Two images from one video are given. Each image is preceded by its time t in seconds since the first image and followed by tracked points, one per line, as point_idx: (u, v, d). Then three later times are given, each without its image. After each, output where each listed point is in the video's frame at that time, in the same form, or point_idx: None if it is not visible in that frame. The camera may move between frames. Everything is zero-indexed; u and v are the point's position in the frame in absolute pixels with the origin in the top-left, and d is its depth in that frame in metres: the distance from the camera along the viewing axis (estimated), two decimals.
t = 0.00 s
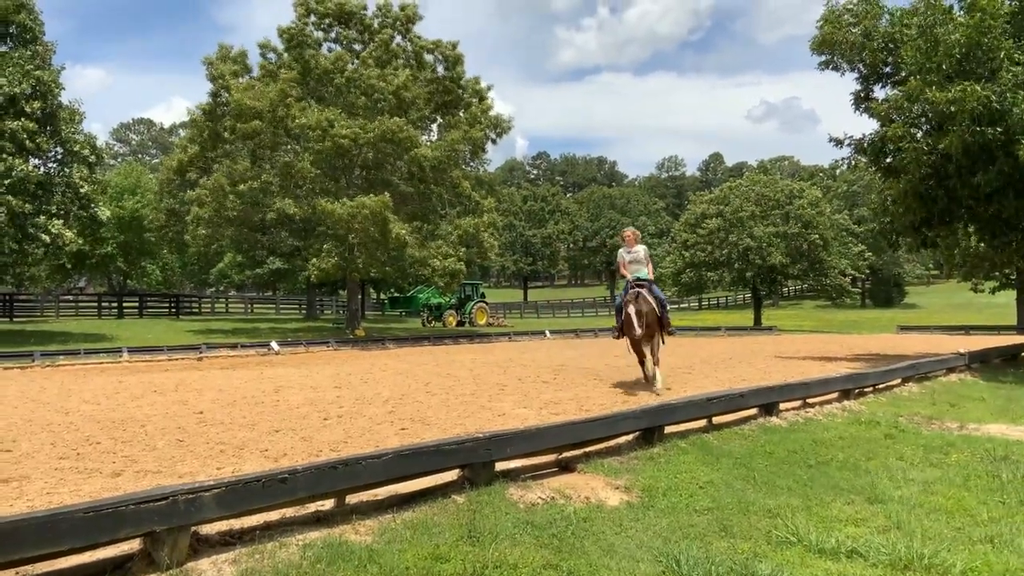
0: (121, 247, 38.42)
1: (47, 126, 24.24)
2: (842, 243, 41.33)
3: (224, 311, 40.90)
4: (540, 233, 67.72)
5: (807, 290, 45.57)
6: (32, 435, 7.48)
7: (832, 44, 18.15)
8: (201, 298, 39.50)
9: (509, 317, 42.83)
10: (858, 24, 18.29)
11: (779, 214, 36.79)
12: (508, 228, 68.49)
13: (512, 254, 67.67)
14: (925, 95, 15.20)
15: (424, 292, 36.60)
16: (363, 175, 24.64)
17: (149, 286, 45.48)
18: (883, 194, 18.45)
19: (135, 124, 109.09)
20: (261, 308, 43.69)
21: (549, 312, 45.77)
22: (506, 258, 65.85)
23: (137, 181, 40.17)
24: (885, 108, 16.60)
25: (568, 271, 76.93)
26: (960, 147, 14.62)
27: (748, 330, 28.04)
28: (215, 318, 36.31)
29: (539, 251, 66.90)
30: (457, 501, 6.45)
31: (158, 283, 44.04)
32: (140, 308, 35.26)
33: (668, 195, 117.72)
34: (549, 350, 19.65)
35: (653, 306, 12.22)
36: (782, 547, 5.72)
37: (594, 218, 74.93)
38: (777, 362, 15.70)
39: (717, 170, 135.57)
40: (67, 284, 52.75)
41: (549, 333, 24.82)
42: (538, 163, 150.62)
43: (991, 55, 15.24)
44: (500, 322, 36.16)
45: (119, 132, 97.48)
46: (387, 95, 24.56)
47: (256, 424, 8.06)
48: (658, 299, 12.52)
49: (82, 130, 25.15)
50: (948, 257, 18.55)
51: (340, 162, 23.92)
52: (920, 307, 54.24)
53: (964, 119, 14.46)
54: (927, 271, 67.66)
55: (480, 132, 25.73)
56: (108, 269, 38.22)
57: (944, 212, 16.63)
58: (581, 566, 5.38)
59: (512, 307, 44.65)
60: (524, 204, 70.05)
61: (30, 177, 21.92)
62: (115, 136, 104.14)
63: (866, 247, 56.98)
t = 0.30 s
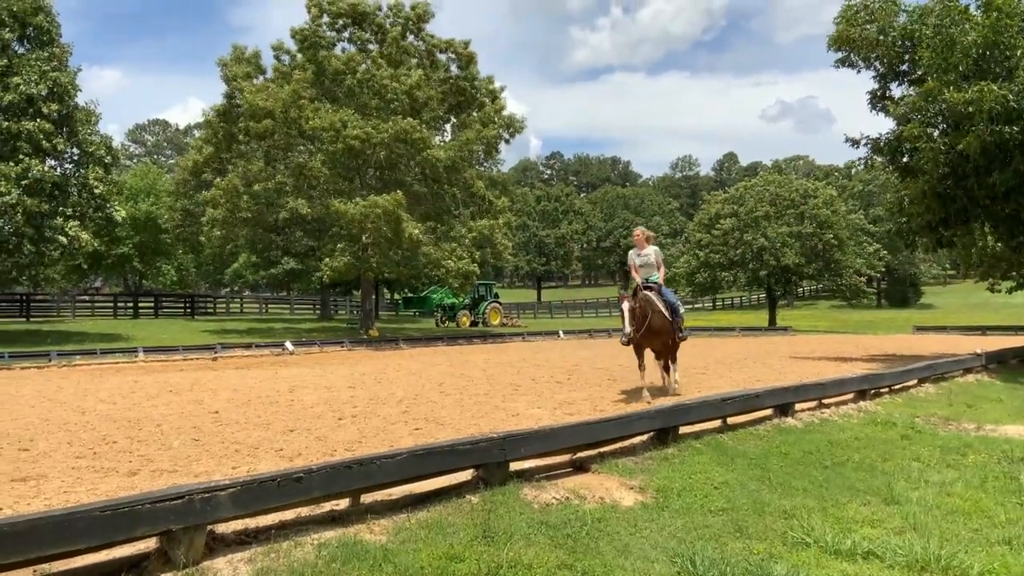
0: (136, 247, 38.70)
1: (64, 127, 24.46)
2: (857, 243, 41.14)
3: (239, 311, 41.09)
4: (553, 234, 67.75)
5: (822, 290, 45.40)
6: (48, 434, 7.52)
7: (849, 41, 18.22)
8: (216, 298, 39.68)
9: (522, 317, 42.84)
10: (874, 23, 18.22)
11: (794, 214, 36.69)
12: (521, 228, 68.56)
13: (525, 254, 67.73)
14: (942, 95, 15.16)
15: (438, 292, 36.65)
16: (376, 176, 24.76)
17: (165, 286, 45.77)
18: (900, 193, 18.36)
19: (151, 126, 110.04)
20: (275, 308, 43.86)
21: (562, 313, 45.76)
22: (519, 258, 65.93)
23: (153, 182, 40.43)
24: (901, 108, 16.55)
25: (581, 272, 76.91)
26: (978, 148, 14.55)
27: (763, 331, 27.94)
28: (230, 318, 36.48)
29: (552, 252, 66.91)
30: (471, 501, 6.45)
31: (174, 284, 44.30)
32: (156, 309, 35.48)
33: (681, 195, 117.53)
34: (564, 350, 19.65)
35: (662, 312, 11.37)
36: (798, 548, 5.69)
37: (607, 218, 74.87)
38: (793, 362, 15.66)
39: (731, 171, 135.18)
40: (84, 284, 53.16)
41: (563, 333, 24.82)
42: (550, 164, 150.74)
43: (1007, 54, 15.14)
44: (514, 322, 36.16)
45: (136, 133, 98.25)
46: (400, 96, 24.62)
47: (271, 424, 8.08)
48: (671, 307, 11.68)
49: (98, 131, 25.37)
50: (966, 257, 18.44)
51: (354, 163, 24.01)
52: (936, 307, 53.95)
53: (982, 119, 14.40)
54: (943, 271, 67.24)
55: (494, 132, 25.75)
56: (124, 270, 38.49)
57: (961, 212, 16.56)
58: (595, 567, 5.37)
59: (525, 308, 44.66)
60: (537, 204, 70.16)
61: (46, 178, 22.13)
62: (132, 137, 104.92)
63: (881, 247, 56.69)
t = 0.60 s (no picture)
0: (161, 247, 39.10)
1: (89, 128, 24.77)
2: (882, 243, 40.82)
3: (262, 311, 41.38)
4: (574, 233, 67.73)
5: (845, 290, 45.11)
6: (75, 433, 7.60)
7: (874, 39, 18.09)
8: (240, 298, 39.99)
9: (544, 317, 42.83)
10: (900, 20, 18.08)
11: (817, 213, 36.54)
12: (543, 227, 68.64)
13: (546, 254, 67.75)
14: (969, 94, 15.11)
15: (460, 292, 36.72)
16: (398, 177, 24.95)
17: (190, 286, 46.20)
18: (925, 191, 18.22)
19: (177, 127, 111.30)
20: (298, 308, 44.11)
21: (584, 312, 45.73)
22: (540, 258, 66.00)
23: (178, 182, 40.81)
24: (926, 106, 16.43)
25: (601, 271, 76.88)
26: (1006, 146, 14.44)
27: (787, 330, 27.81)
28: (254, 318, 36.73)
29: (573, 251, 66.89)
30: (494, 501, 6.45)
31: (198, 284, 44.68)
32: (180, 308, 35.81)
33: (703, 195, 117.12)
34: (587, 350, 19.64)
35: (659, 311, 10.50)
36: (823, 549, 5.65)
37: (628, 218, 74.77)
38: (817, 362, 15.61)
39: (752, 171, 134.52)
40: (111, 284, 53.75)
41: (585, 333, 24.81)
42: (569, 164, 150.79)
43: None
44: (536, 322, 36.16)
45: (160, 134, 99.16)
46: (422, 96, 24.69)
47: (295, 423, 8.12)
48: (674, 304, 10.78)
49: (123, 132, 25.74)
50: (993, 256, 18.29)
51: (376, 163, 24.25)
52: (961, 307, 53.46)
53: (1010, 118, 14.29)
54: (969, 270, 66.55)
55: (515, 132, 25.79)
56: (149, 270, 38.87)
57: (987, 210, 16.43)
58: (619, 567, 5.35)
59: (547, 307, 44.66)
60: (559, 204, 70.19)
61: (71, 179, 22.48)
62: (157, 138, 105.99)
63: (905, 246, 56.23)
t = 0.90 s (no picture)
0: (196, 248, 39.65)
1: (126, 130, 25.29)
2: (919, 242, 40.32)
3: (294, 311, 41.74)
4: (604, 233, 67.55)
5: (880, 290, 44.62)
6: (112, 431, 7.71)
7: (909, 36, 17.90)
8: (272, 298, 40.39)
9: (575, 317, 42.82)
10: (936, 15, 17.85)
11: (851, 212, 36.29)
12: (572, 227, 68.63)
13: (575, 255, 67.72)
14: (1005, 90, 15.02)
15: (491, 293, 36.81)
16: (428, 177, 25.36)
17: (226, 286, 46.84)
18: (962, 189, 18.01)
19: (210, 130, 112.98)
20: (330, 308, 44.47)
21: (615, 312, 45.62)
22: (569, 258, 65.99)
23: (213, 184, 41.38)
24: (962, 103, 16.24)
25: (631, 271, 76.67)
26: None
27: (821, 331, 27.54)
28: (287, 318, 37.03)
29: (604, 251, 66.78)
30: (528, 501, 6.44)
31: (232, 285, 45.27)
32: (213, 308, 36.22)
33: (734, 194, 116.30)
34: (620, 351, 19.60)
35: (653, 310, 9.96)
36: (859, 552, 5.58)
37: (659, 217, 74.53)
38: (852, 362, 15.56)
39: (784, 171, 133.34)
40: (147, 285, 54.54)
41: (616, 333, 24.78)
42: (596, 164, 150.62)
43: None
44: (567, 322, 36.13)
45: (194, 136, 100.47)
46: (454, 96, 24.83)
47: (328, 422, 8.17)
48: (676, 309, 10.22)
49: (158, 135, 26.38)
50: None
51: (407, 165, 24.79)
52: (999, 307, 52.73)
53: None
54: (1006, 269, 65.49)
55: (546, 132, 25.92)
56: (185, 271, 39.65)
57: None
58: (652, 567, 5.34)
59: (576, 307, 44.61)
60: (590, 205, 70.06)
61: (108, 181, 22.91)
62: (191, 140, 107.65)
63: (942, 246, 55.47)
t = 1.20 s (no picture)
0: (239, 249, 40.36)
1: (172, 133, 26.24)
2: (967, 239, 39.61)
3: (336, 311, 42.17)
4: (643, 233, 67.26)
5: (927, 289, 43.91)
6: (160, 429, 7.87)
7: (954, 32, 17.67)
8: (313, 299, 40.83)
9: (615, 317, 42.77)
10: (983, 10, 17.56)
11: (897, 209, 35.86)
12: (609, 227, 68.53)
13: (612, 254, 67.62)
14: None
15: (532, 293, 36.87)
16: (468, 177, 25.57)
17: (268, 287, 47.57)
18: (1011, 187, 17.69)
19: (253, 133, 115.12)
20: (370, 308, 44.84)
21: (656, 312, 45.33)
22: (607, 258, 65.92)
23: (256, 186, 42.06)
24: (1010, 98, 15.97)
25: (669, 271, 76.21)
26: None
27: (866, 330, 27.22)
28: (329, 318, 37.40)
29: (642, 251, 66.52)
30: (570, 501, 6.43)
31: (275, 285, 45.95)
32: (257, 308, 36.76)
33: (777, 193, 114.93)
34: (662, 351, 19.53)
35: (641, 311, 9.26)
36: (907, 555, 5.50)
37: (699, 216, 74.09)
38: (898, 362, 15.47)
39: (827, 170, 131.41)
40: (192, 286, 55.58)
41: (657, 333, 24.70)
42: (640, 163, 150.39)
43: None
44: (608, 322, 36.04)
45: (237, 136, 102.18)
46: (495, 97, 25.02)
47: (370, 421, 8.25)
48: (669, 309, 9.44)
49: (202, 138, 27.18)
50: None
51: (447, 165, 25.00)
52: None
53: None
54: None
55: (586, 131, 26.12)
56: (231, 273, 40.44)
57: None
58: (696, 569, 5.30)
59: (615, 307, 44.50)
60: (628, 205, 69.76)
61: (155, 183, 23.43)
62: (235, 143, 109.72)
63: (990, 243, 54.34)
